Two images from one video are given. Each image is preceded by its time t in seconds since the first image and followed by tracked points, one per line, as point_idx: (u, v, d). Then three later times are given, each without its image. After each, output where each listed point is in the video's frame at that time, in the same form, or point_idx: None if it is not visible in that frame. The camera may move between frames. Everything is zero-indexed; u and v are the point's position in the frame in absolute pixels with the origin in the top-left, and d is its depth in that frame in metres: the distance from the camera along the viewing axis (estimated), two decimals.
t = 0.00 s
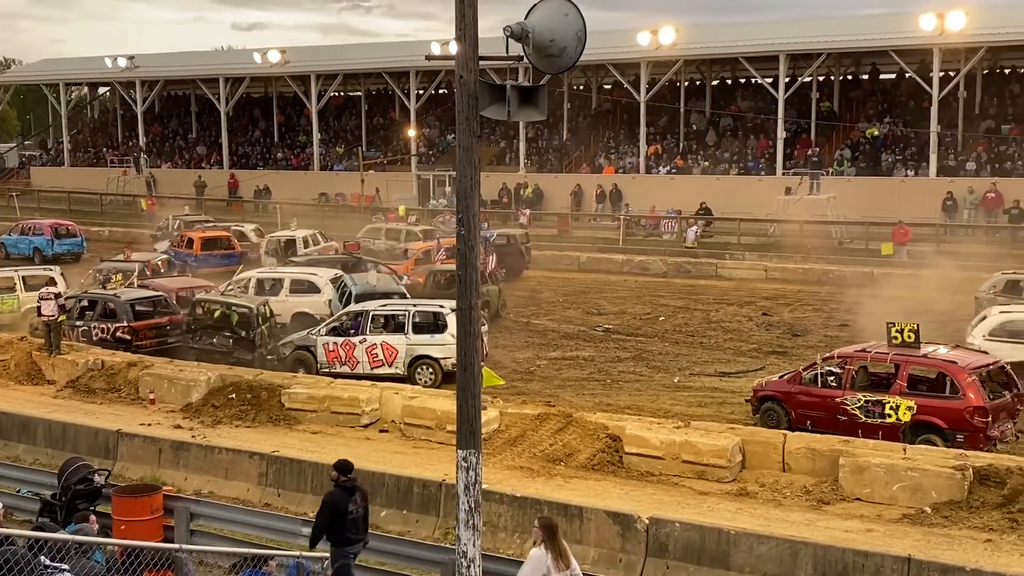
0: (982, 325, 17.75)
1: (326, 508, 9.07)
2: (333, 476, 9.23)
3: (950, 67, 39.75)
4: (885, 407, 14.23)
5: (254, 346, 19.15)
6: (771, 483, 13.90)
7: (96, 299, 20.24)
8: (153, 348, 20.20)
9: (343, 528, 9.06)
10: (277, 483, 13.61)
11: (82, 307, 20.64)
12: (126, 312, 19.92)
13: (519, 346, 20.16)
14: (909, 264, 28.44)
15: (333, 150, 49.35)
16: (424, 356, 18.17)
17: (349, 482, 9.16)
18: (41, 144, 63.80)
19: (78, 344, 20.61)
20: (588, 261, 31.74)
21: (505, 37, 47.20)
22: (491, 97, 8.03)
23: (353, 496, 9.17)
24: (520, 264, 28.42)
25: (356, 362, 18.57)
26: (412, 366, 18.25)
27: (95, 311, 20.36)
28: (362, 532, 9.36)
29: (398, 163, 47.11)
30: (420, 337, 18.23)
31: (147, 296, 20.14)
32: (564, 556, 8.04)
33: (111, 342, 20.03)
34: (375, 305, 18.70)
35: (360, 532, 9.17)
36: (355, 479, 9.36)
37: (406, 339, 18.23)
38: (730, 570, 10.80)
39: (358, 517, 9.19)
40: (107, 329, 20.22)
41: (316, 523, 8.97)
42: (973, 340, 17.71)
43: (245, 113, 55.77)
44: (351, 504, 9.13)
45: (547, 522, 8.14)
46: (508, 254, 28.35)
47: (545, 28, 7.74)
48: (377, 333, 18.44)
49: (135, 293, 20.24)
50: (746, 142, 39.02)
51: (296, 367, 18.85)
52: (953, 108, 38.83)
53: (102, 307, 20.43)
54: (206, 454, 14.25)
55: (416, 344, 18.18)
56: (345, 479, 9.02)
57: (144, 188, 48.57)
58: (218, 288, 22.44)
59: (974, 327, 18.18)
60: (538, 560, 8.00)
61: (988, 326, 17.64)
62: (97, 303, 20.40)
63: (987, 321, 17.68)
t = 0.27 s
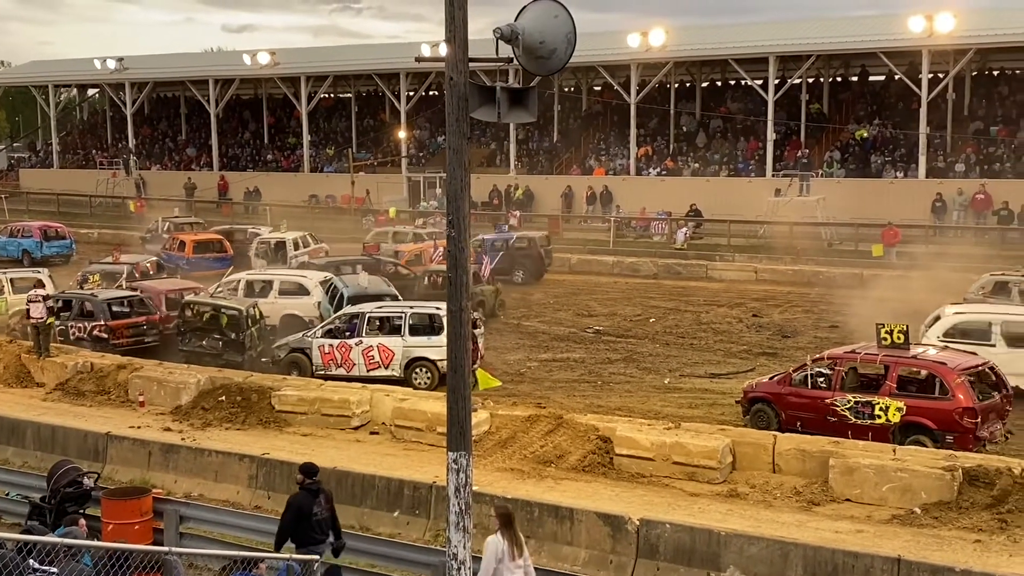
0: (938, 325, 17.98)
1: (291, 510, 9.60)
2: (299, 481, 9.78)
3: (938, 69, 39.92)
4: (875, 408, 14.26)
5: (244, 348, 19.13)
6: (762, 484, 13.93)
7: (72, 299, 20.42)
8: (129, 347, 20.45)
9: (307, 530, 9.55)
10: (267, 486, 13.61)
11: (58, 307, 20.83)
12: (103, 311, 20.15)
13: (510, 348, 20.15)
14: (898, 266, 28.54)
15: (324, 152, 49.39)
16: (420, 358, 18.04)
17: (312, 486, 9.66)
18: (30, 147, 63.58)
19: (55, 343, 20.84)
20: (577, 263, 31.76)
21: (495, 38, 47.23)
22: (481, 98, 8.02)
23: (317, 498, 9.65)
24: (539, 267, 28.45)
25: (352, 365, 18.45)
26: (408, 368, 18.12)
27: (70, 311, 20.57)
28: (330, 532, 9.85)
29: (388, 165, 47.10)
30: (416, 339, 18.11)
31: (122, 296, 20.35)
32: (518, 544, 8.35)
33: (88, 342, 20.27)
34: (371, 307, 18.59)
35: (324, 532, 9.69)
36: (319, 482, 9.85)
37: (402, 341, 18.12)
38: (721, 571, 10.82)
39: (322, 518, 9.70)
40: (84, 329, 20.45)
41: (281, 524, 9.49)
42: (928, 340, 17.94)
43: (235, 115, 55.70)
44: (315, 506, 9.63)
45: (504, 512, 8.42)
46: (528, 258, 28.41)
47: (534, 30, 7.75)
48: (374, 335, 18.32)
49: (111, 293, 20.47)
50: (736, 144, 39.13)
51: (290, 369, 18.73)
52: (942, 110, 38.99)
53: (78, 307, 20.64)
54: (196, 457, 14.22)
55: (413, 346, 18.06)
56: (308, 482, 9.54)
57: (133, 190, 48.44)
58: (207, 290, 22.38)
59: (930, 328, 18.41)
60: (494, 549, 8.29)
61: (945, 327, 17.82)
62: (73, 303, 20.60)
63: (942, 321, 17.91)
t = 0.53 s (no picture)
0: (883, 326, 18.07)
1: (257, 501, 9.73)
2: (263, 472, 9.89)
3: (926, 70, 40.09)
4: (862, 409, 14.29)
5: (232, 350, 19.11)
6: (750, 484, 13.96)
7: (47, 298, 20.56)
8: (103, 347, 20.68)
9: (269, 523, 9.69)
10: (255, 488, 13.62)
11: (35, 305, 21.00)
12: (78, 311, 20.33)
13: (499, 350, 20.14)
14: (885, 267, 28.62)
15: (312, 154, 49.38)
16: (414, 360, 17.66)
17: (277, 478, 9.80)
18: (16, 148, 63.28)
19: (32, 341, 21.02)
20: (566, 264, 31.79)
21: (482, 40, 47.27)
22: (468, 100, 8.00)
23: (281, 489, 9.78)
24: (562, 270, 28.54)
25: (345, 367, 18.13)
26: (402, 371, 17.75)
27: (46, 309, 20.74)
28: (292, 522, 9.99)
29: (377, 167, 47.07)
30: (409, 341, 17.72)
31: (98, 296, 20.52)
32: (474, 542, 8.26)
33: (62, 342, 20.48)
34: (364, 308, 18.20)
35: (289, 522, 9.85)
36: (283, 472, 9.97)
37: (396, 343, 17.75)
38: (709, 572, 10.83)
39: (286, 509, 9.84)
40: (59, 329, 20.65)
41: (247, 515, 9.62)
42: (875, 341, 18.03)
43: (223, 117, 55.60)
44: (280, 497, 9.77)
45: (457, 510, 8.32)
46: (550, 261, 28.44)
47: (522, 32, 7.75)
48: (366, 338, 17.98)
49: (86, 293, 20.69)
50: (724, 146, 39.22)
51: (282, 372, 18.45)
52: (929, 112, 39.16)
53: (53, 307, 20.78)
54: (184, 459, 14.18)
55: (407, 349, 17.69)
56: (273, 474, 9.64)
57: (120, 191, 48.28)
58: (194, 291, 22.32)
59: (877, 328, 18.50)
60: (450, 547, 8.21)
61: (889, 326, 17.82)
62: (48, 303, 20.74)
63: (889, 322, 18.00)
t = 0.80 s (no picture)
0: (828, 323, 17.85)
1: (216, 505, 9.67)
2: (221, 475, 9.82)
3: (910, 71, 40.29)
4: (847, 409, 14.33)
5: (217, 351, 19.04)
6: (735, 485, 13.99)
7: (21, 299, 20.94)
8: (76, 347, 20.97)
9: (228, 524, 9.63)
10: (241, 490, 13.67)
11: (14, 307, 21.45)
12: (50, 311, 20.70)
13: (485, 351, 20.13)
14: (870, 268, 28.73)
15: (297, 155, 49.39)
16: (399, 361, 17.65)
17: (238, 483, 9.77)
18: None
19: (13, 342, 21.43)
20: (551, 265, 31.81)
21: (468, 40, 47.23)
22: (453, 101, 8.01)
23: (241, 492, 9.77)
24: (585, 273, 28.49)
25: (331, 368, 18.09)
26: (387, 372, 17.73)
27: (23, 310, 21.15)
28: (250, 524, 10.01)
29: (362, 168, 47.02)
30: (395, 342, 17.71)
31: (69, 295, 20.84)
32: (423, 535, 8.43)
33: (35, 342, 20.85)
34: (350, 310, 18.17)
35: (249, 524, 9.84)
36: (241, 475, 9.93)
37: (381, 344, 17.73)
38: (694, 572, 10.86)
39: (246, 511, 9.83)
40: (34, 329, 21.04)
41: (208, 520, 9.56)
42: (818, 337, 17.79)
43: (208, 117, 55.46)
44: (240, 500, 9.74)
45: (405, 505, 8.41)
46: (574, 263, 28.40)
47: (507, 33, 7.76)
48: (352, 339, 17.93)
49: (59, 293, 21.03)
50: (709, 147, 39.35)
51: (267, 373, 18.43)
52: (913, 113, 39.37)
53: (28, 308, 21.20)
54: (168, 461, 14.13)
55: (392, 350, 17.67)
56: (232, 478, 9.60)
57: (105, 193, 48.09)
58: (179, 293, 22.25)
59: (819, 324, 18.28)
60: (399, 543, 8.31)
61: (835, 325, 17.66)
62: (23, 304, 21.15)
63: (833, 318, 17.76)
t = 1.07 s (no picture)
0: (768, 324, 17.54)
1: (171, 500, 9.83)
2: (176, 470, 9.97)
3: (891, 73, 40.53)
4: (829, 409, 14.38)
5: (197, 353, 18.95)
6: (717, 485, 14.02)
7: None
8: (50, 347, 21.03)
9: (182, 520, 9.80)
10: (222, 492, 13.63)
11: None
12: (25, 312, 20.71)
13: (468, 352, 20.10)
14: (851, 268, 28.86)
15: (279, 156, 49.38)
16: (379, 362, 17.64)
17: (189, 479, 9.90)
18: None
19: None
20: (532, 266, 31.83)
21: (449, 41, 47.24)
22: (436, 101, 8.00)
23: (195, 488, 9.91)
24: (609, 274, 28.47)
25: (311, 369, 18.04)
26: (368, 373, 17.71)
27: None
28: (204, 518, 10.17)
29: (344, 169, 46.96)
30: (375, 343, 17.68)
31: (44, 296, 20.84)
32: (373, 533, 7.98)
33: (10, 342, 20.86)
34: (330, 311, 18.12)
35: (203, 519, 10.01)
36: (196, 470, 10.07)
37: (361, 345, 17.70)
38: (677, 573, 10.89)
39: (200, 507, 9.98)
40: (8, 330, 21.01)
41: (161, 516, 9.74)
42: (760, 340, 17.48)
43: (189, 118, 55.27)
44: (194, 496, 9.89)
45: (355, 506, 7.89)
46: (597, 266, 28.50)
47: (489, 34, 7.75)
48: (332, 340, 17.88)
49: (33, 294, 21.03)
50: (691, 148, 39.53)
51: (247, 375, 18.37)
52: (894, 114, 39.61)
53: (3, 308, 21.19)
54: (149, 463, 14.05)
55: (372, 351, 17.65)
56: (185, 474, 9.74)
57: (85, 193, 47.84)
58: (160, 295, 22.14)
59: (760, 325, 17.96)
60: (347, 542, 7.88)
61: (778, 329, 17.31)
62: None
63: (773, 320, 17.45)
